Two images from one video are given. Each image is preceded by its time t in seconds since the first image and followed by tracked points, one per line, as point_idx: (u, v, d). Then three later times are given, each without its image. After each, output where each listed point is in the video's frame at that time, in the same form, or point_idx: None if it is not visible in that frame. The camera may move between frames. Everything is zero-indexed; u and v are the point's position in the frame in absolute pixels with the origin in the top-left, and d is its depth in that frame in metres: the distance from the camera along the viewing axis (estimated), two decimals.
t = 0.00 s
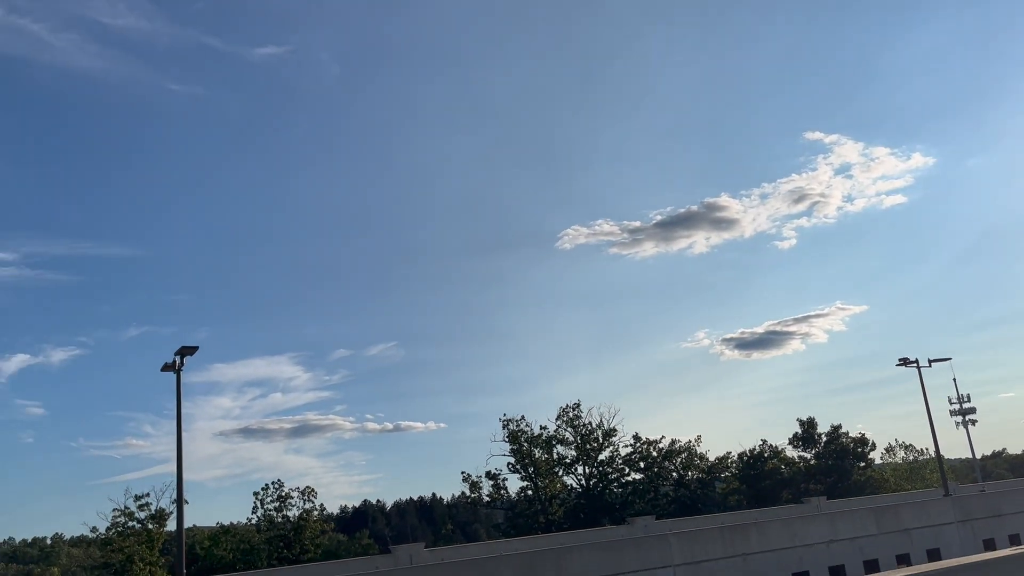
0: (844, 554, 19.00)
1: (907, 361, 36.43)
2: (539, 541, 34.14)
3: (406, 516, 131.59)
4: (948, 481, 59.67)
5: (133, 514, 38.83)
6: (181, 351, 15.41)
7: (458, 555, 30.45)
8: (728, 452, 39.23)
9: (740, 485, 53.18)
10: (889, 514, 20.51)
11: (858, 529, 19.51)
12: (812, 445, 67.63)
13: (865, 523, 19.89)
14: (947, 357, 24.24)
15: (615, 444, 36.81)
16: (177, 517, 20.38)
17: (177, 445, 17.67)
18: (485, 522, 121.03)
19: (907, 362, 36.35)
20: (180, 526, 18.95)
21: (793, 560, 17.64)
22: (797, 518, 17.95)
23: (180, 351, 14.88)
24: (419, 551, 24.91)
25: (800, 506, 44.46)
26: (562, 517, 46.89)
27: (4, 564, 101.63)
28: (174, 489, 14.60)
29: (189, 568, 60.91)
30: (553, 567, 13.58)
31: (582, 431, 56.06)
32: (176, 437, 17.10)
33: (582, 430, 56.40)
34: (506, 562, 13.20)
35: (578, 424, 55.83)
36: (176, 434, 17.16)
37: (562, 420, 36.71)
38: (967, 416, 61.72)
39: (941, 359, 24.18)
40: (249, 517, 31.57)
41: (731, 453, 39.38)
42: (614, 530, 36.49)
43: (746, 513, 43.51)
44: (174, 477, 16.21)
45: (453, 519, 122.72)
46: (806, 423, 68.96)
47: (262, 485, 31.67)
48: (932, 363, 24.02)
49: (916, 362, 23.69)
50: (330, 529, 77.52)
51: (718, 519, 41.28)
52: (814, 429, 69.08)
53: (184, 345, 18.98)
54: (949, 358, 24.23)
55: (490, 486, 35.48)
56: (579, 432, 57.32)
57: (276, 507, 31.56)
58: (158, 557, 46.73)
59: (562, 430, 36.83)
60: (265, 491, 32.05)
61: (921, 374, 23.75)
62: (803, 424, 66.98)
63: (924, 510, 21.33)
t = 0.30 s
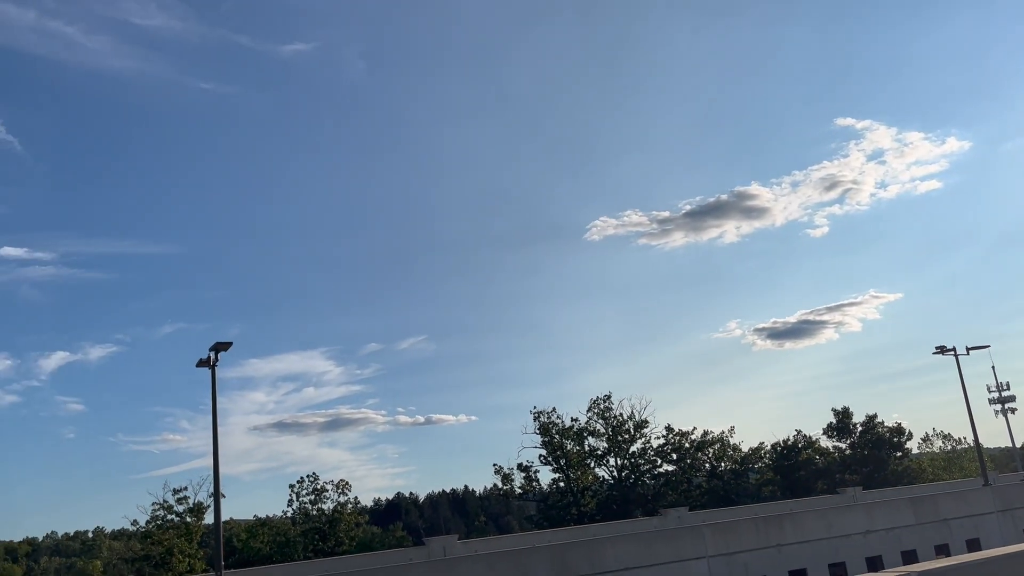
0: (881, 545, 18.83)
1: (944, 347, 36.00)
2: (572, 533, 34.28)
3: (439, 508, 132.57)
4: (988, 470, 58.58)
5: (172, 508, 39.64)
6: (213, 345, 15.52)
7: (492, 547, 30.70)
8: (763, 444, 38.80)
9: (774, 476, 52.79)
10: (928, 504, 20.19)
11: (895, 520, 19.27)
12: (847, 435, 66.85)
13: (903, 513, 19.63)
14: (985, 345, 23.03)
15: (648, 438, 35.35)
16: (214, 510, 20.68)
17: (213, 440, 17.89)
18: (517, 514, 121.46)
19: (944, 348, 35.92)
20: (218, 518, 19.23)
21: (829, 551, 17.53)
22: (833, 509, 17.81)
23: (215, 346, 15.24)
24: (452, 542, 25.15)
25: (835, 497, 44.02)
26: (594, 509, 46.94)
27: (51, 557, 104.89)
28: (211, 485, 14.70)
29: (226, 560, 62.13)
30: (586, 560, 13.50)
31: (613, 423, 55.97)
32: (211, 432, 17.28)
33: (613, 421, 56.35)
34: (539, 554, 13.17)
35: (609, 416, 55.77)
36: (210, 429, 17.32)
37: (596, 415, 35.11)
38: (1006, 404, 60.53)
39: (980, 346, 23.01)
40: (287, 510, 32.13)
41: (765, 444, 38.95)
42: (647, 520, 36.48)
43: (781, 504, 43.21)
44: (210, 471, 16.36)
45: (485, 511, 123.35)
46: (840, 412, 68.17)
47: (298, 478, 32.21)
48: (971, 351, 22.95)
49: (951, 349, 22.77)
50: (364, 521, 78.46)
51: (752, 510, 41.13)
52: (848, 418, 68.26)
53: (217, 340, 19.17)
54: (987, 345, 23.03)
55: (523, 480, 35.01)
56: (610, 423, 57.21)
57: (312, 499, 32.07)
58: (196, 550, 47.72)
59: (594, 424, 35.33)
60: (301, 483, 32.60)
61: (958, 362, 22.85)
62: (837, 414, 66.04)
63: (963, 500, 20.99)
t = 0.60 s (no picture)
0: (920, 536, 18.60)
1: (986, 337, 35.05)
2: (605, 524, 34.38)
3: (473, 501, 133.50)
4: None
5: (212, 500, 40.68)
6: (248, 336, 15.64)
7: (527, 539, 30.93)
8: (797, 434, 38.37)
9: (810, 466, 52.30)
10: (969, 495, 19.87)
11: (934, 511, 19.08)
12: (884, 425, 65.80)
13: (942, 503, 19.43)
14: None
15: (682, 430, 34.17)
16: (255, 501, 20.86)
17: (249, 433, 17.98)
18: (551, 506, 121.81)
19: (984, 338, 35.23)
20: (258, 511, 19.62)
21: (866, 542, 17.36)
22: (871, 500, 17.63)
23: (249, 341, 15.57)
24: (487, 534, 25.43)
25: (873, 488, 43.40)
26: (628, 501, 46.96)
27: (95, 550, 108.04)
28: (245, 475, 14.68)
29: (265, 553, 63.45)
30: (621, 554, 13.28)
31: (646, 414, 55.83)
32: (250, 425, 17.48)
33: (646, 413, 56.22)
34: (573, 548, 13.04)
35: (642, 407, 55.65)
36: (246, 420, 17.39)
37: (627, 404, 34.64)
38: None
39: None
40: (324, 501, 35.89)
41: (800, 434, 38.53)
42: (681, 512, 36.50)
43: (817, 495, 42.75)
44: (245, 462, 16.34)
45: (519, 504, 123.87)
46: (878, 402, 67.09)
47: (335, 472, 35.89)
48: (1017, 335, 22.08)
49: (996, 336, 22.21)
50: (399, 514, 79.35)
51: (788, 501, 40.79)
52: (886, 408, 67.13)
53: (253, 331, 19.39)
54: None
55: (557, 473, 33.80)
56: (643, 415, 57.12)
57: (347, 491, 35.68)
58: (235, 543, 48.81)
59: (624, 415, 34.69)
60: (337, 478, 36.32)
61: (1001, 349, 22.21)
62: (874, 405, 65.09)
63: (1004, 491, 20.63)
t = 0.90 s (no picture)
0: (962, 527, 18.47)
1: None
2: (640, 517, 34.60)
3: (507, 494, 134.62)
4: None
5: (251, 494, 41.75)
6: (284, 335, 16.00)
7: (560, 532, 31.34)
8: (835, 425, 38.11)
9: (848, 458, 51.89)
10: (1013, 485, 19.59)
11: (978, 502, 18.90)
12: (924, 415, 64.84)
13: (986, 495, 19.29)
14: None
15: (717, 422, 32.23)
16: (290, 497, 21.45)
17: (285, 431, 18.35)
18: (585, 499, 122.26)
19: None
20: (294, 504, 20.32)
21: (907, 534, 17.36)
22: (911, 491, 17.53)
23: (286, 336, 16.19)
24: (521, 528, 25.90)
25: (913, 479, 42.88)
26: (663, 493, 47.07)
27: (137, 544, 111.24)
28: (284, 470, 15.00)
29: (303, 546, 64.85)
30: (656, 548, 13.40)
31: (680, 406, 55.87)
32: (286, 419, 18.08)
33: (680, 405, 56.27)
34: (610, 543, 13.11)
35: (676, 399, 55.70)
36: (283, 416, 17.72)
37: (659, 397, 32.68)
38: None
39: None
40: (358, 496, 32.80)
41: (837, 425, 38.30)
42: (718, 504, 36.47)
43: (856, 487, 42.39)
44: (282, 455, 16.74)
45: (553, 497, 124.54)
46: (917, 392, 66.11)
47: (369, 465, 32.70)
48: None
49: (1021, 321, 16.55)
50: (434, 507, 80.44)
51: (826, 493, 40.56)
52: (926, 398, 66.12)
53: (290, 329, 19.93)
54: None
55: (589, 467, 31.65)
56: (677, 408, 57.17)
57: (383, 486, 32.61)
58: (273, 536, 50.03)
59: (658, 408, 32.65)
60: (371, 471, 33.16)
61: None
62: (913, 394, 64.26)
63: None
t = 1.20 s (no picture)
0: (1005, 518, 18.75)
1: None
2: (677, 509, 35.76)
3: (541, 487, 136.25)
4: None
5: (291, 490, 43.38)
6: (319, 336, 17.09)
7: (595, 525, 32.55)
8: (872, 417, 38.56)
9: (887, 450, 52.13)
10: None
11: (1019, 493, 19.22)
12: (965, 405, 64.59)
13: None
14: None
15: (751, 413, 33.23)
16: (327, 491, 22.57)
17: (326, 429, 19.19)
18: (619, 492, 123.34)
19: None
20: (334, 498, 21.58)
21: (948, 526, 17.62)
22: (952, 484, 17.49)
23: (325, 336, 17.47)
24: (556, 521, 27.11)
25: (954, 471, 43.09)
26: (699, 486, 47.91)
27: (179, 538, 114.88)
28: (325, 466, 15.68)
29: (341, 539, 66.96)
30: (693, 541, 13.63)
31: (715, 399, 56.55)
32: (324, 420, 19.22)
33: (715, 398, 56.96)
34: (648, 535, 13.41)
35: (710, 392, 56.41)
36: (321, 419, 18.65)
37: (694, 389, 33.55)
38: None
39: None
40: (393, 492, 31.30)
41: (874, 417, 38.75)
42: (755, 497, 37.26)
43: (895, 479, 42.73)
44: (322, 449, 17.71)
45: (588, 490, 125.80)
46: (958, 383, 65.86)
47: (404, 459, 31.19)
48: None
49: None
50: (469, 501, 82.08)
51: (864, 485, 41.14)
52: (967, 389, 65.82)
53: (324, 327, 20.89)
54: None
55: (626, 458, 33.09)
56: (711, 401, 57.89)
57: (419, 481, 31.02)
58: (311, 531, 51.87)
59: (692, 399, 33.76)
60: (407, 465, 31.62)
61: None
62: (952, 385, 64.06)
63: None
